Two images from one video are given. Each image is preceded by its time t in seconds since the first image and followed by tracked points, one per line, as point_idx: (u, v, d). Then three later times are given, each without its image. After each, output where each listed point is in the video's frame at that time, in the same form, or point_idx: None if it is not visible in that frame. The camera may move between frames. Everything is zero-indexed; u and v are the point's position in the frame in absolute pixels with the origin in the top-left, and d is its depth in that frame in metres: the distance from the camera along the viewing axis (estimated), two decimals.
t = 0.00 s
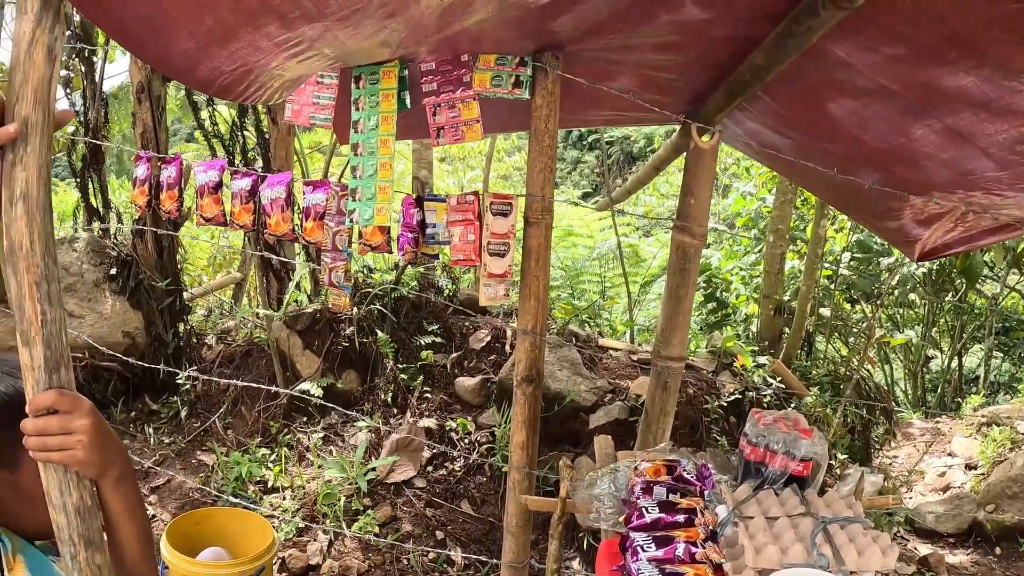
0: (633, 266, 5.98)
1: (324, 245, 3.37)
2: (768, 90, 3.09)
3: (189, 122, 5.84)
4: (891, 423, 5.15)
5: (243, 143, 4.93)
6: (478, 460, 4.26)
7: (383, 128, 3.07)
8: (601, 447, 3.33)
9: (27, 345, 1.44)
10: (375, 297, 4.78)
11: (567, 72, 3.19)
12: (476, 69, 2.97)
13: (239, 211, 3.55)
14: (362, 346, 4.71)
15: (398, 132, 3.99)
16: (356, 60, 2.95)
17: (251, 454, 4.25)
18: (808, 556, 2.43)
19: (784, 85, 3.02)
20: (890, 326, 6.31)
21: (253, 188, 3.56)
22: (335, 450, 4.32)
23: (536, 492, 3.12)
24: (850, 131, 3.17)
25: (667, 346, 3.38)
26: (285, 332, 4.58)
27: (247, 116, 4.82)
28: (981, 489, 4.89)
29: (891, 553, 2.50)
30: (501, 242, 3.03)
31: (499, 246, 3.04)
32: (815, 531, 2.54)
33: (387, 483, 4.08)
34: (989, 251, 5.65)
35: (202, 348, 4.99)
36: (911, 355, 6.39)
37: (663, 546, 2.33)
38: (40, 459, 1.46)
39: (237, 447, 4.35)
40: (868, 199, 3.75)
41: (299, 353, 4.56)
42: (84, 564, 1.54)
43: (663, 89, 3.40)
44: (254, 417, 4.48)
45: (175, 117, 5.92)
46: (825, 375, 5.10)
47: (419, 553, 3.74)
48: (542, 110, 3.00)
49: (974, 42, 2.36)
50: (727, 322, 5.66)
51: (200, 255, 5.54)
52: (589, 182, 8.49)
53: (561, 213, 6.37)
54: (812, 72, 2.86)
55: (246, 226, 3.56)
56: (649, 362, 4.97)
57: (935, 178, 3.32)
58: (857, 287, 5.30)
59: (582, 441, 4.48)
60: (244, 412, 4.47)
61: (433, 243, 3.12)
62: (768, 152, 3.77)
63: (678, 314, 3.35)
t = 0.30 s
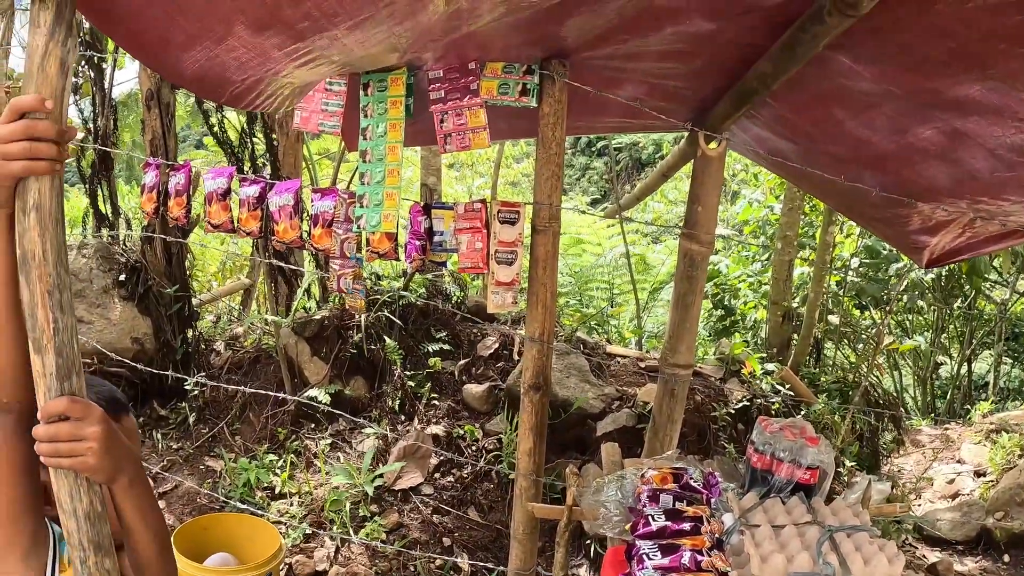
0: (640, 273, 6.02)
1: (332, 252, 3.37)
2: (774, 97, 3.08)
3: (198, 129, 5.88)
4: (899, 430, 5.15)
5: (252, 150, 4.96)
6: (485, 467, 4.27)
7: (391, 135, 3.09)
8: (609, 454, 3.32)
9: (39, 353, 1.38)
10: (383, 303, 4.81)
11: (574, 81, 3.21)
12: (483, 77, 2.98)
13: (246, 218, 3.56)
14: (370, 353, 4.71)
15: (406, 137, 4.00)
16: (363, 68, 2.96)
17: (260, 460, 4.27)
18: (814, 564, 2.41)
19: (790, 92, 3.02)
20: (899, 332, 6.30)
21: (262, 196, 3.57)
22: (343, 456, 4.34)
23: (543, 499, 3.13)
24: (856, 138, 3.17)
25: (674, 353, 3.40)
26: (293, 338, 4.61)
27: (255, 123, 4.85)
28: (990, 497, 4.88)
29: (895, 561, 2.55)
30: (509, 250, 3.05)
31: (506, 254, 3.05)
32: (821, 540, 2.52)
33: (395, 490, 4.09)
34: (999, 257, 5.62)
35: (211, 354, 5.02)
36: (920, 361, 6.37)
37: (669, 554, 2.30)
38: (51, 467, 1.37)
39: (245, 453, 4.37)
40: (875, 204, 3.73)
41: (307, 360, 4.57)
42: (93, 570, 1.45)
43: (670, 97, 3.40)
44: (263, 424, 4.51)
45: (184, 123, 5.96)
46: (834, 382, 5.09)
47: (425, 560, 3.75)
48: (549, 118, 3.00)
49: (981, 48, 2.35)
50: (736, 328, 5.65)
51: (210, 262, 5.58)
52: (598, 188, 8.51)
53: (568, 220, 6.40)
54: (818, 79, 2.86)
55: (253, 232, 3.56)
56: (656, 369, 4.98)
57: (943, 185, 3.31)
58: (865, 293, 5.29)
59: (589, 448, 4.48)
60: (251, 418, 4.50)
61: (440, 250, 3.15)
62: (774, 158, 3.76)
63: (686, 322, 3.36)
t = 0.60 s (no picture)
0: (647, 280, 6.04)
1: (339, 260, 3.38)
2: (778, 105, 3.10)
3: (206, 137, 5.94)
4: (907, 437, 5.14)
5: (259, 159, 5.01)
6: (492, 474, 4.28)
7: (397, 143, 3.11)
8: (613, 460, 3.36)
9: (50, 361, 1.39)
10: (390, 311, 4.85)
11: (578, 89, 3.23)
12: (489, 86, 3.00)
13: (254, 226, 3.59)
14: (377, 360, 4.76)
15: (412, 146, 4.03)
16: (369, 77, 3.00)
17: (266, 466, 4.30)
18: (817, 572, 2.43)
19: (795, 100, 3.03)
20: (908, 338, 6.29)
21: (269, 204, 3.60)
22: (350, 463, 4.37)
23: (548, 506, 3.14)
24: (860, 145, 3.18)
25: (680, 361, 3.39)
26: (300, 345, 4.65)
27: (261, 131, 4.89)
28: (998, 504, 4.88)
29: (900, 569, 2.54)
30: (514, 258, 3.07)
31: (511, 262, 3.08)
32: (824, 548, 2.53)
33: (401, 496, 4.12)
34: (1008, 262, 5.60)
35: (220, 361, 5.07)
36: (929, 367, 6.36)
37: (672, 561, 2.30)
38: (59, 471, 1.39)
39: (253, 459, 4.41)
40: (880, 210, 3.73)
41: (314, 366, 4.62)
42: (102, 572, 1.45)
43: (675, 105, 3.42)
44: (270, 430, 4.54)
45: (193, 131, 6.01)
46: (841, 389, 5.09)
47: (432, 565, 3.77)
48: (553, 127, 3.03)
49: (983, 55, 2.36)
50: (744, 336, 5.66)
51: (219, 269, 5.64)
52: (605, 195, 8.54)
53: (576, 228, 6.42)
54: (821, 87, 2.88)
55: (261, 240, 3.58)
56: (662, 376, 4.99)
57: (948, 191, 3.31)
58: (873, 299, 5.28)
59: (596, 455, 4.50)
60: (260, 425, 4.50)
61: (446, 258, 3.14)
62: (779, 165, 3.77)
63: (691, 329, 3.37)
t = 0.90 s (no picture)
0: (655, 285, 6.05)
1: (348, 265, 3.39)
2: (785, 111, 3.11)
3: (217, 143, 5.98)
4: (915, 442, 5.13)
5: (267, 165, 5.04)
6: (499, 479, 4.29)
7: (405, 150, 3.12)
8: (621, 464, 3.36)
9: (58, 364, 1.42)
10: (399, 316, 4.87)
11: (587, 95, 3.23)
12: (497, 92, 3.03)
13: (264, 231, 3.60)
14: (385, 365, 4.77)
15: (421, 152, 4.05)
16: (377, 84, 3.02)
17: (275, 470, 4.32)
18: None
19: (802, 105, 3.03)
20: (917, 343, 6.28)
21: (279, 210, 3.60)
22: (359, 467, 4.39)
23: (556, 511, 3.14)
24: (866, 150, 3.18)
25: (688, 366, 3.41)
26: (309, 350, 4.70)
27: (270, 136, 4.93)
28: (1007, 509, 4.85)
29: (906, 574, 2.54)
30: (522, 263, 3.08)
31: (519, 268, 3.09)
32: (830, 552, 2.53)
33: (409, 501, 4.14)
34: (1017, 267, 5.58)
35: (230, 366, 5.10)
36: (937, 373, 6.34)
37: (677, 565, 2.27)
38: (66, 473, 1.43)
39: (262, 463, 4.43)
40: (886, 216, 3.73)
41: (323, 371, 4.66)
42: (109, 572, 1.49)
43: (683, 111, 3.43)
44: (279, 435, 4.57)
45: (204, 136, 6.06)
46: (850, 395, 5.08)
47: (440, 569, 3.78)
48: (562, 133, 3.04)
49: (989, 61, 2.36)
50: (753, 341, 5.67)
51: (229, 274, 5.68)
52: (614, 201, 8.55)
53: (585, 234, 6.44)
54: (827, 93, 2.89)
55: (271, 246, 3.62)
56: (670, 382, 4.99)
57: (955, 196, 3.31)
58: (882, 305, 5.27)
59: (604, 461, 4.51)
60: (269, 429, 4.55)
61: (454, 264, 3.17)
62: (785, 171, 3.78)
63: (698, 333, 3.38)
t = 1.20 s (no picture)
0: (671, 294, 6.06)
1: (366, 275, 3.41)
2: (801, 120, 3.10)
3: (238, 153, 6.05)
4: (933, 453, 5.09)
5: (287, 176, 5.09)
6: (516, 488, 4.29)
7: (424, 161, 3.15)
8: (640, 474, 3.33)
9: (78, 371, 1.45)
10: (417, 326, 4.91)
11: (603, 106, 3.27)
12: (514, 103, 3.05)
13: (284, 241, 3.65)
14: (404, 374, 4.81)
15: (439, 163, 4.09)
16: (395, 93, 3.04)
17: (292, 477, 4.35)
18: None
19: (818, 114, 3.02)
20: (935, 353, 6.23)
21: (298, 219, 3.65)
22: (376, 475, 4.41)
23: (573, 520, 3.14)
24: (883, 159, 3.17)
25: (704, 376, 3.40)
26: (327, 359, 4.75)
27: (289, 146, 4.98)
28: None
29: None
30: (540, 273, 3.09)
31: (537, 278, 3.10)
32: (845, 561, 2.52)
33: (426, 509, 4.15)
34: None
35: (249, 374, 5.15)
36: (957, 383, 6.29)
37: None
38: (84, 478, 1.45)
39: (280, 470, 4.47)
40: (903, 223, 3.71)
41: (342, 380, 4.69)
42: None
43: (699, 121, 3.44)
44: (297, 442, 4.61)
45: (225, 146, 6.14)
46: (868, 405, 5.05)
47: None
48: (579, 143, 3.02)
49: (1004, 73, 2.35)
50: (771, 351, 5.67)
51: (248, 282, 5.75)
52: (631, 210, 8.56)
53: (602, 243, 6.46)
54: (843, 103, 2.88)
55: (291, 255, 3.66)
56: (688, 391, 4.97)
57: (972, 205, 3.29)
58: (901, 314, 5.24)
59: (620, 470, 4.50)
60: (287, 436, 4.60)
61: (473, 273, 3.20)
62: (802, 179, 3.76)
63: (715, 343, 3.37)
